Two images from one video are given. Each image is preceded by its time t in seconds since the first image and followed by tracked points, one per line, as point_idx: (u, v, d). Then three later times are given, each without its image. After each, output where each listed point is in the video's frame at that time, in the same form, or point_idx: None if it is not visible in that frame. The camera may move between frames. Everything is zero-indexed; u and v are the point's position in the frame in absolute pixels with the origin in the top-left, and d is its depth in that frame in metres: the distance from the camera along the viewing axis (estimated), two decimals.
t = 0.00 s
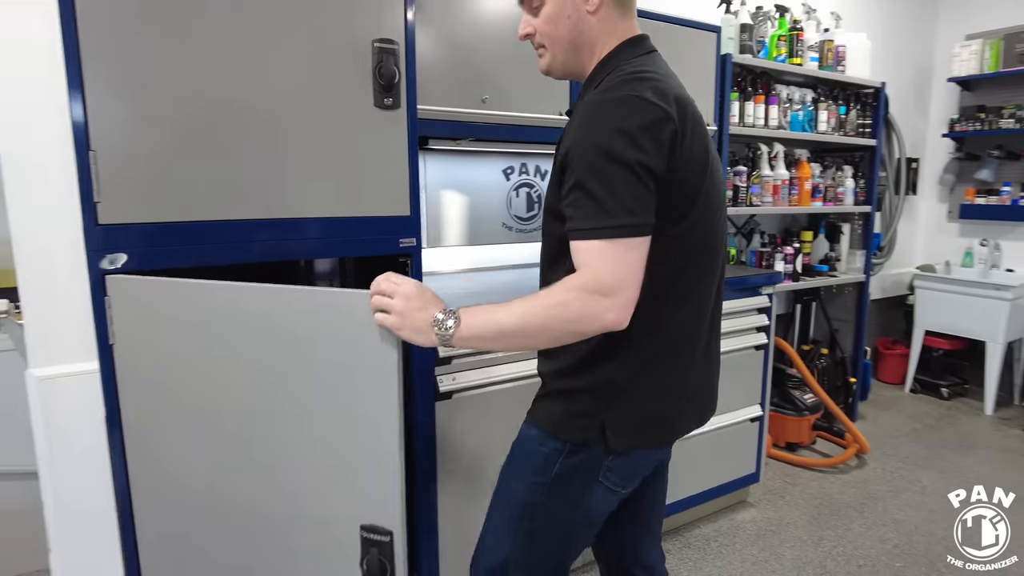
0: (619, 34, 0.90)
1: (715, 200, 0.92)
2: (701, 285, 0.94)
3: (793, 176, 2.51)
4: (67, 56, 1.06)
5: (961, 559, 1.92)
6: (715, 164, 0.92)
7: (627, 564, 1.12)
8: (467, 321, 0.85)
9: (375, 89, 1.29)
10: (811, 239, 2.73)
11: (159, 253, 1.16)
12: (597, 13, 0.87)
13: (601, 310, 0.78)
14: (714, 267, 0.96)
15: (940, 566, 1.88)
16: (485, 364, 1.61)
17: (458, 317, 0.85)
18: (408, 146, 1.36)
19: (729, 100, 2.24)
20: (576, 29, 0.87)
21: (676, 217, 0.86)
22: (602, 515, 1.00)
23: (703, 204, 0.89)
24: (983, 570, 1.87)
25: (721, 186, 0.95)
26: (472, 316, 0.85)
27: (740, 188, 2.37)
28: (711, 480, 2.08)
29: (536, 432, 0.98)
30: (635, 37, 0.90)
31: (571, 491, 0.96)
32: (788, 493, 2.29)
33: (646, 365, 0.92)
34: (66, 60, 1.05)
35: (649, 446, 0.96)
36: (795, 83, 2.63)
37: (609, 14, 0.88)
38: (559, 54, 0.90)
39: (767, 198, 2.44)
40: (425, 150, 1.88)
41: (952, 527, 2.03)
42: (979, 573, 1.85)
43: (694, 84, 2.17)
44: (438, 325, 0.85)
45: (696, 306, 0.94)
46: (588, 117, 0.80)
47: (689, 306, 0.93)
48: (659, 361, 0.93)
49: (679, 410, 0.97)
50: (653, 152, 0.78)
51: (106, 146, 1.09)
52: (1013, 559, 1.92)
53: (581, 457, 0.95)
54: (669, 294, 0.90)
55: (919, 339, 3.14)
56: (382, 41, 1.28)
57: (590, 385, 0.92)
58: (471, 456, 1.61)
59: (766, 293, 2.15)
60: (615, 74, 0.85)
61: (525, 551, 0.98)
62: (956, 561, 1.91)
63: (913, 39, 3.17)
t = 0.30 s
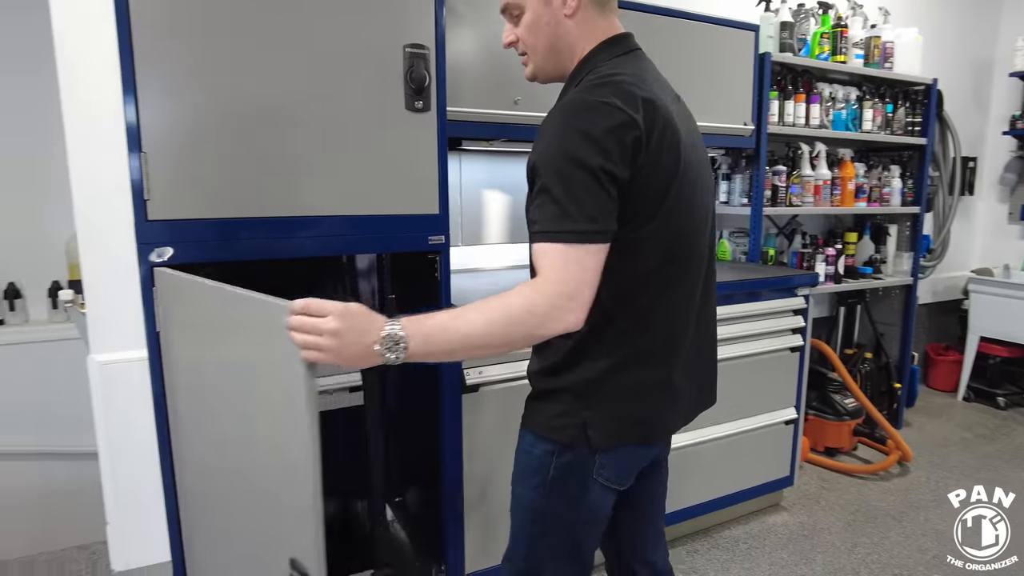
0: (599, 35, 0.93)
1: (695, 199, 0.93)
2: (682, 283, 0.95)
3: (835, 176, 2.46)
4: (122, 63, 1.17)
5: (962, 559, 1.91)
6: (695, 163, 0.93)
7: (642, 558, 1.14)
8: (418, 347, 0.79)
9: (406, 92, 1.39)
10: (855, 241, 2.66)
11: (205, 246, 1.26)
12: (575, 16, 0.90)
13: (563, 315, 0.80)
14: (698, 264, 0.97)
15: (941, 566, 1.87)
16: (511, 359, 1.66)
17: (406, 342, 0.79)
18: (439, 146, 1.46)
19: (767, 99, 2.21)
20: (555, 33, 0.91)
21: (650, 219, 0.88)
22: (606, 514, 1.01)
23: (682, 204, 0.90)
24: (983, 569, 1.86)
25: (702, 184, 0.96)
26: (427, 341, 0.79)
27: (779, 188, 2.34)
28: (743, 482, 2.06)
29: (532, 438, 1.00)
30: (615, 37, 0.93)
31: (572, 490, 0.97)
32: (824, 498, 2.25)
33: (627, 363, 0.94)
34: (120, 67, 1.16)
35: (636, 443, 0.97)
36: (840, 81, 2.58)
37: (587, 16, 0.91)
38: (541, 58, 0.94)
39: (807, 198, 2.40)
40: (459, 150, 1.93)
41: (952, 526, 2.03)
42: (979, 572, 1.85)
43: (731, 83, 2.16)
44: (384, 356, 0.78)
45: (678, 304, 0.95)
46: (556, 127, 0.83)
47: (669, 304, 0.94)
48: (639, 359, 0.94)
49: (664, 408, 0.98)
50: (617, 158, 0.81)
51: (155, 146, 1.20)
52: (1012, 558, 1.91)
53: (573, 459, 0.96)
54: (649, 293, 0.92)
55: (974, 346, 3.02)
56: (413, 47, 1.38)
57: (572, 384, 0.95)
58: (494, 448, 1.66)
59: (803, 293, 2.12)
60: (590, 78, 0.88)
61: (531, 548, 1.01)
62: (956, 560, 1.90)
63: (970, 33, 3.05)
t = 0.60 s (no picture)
0: (572, 35, 0.91)
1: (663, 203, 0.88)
2: (648, 290, 0.91)
3: (879, 176, 2.40)
4: (168, 68, 1.24)
5: (961, 559, 1.91)
6: (668, 163, 0.88)
7: (649, 559, 1.14)
8: (311, 340, 0.79)
9: (438, 94, 1.43)
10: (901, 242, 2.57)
11: (242, 244, 1.33)
12: (545, 17, 0.89)
13: (457, 314, 0.79)
14: (669, 269, 0.92)
15: (929, 565, 1.88)
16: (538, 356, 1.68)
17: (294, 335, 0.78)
18: (469, 147, 1.49)
19: (806, 97, 2.17)
20: (526, 36, 0.91)
21: (603, 224, 0.85)
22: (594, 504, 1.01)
23: (641, 209, 0.86)
24: (982, 569, 1.86)
25: (678, 184, 0.90)
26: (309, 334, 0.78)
27: (818, 188, 2.29)
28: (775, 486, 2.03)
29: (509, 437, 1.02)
30: (582, 39, 0.91)
31: (543, 487, 0.98)
32: (861, 506, 2.20)
33: (584, 365, 0.93)
34: (164, 72, 1.23)
35: (600, 445, 0.95)
36: (887, 78, 2.52)
37: (558, 16, 0.90)
38: (518, 62, 0.94)
39: (849, 198, 2.34)
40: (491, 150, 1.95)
41: (950, 527, 2.03)
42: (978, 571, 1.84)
43: (768, 82, 2.13)
44: (274, 349, 0.78)
45: (641, 311, 0.91)
46: (503, 135, 0.83)
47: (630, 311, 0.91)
48: (597, 363, 0.93)
49: (631, 412, 0.95)
50: (553, 168, 0.79)
51: (198, 147, 1.27)
52: (1012, 558, 1.90)
53: (540, 457, 0.97)
54: (605, 299, 0.89)
55: None
56: (444, 50, 1.42)
57: (533, 383, 0.96)
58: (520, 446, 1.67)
59: (839, 296, 2.05)
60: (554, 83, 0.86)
61: (521, 542, 1.02)
62: (956, 560, 1.90)
63: None
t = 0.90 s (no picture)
0: (531, 33, 0.90)
1: (626, 204, 0.85)
2: (615, 293, 0.89)
3: (924, 174, 2.32)
4: (204, 69, 1.37)
5: (961, 558, 1.89)
6: (629, 159, 0.84)
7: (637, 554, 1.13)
8: (213, 317, 0.77)
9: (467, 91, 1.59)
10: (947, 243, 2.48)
11: (263, 234, 1.45)
12: (501, 19, 0.89)
13: (371, 295, 0.81)
14: (637, 269, 0.89)
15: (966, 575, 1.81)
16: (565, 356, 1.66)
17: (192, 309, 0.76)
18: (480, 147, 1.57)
19: (846, 91, 2.11)
20: (486, 39, 0.91)
21: (556, 224, 0.84)
22: (584, 503, 1.02)
23: (599, 211, 0.84)
24: (983, 569, 1.84)
25: (645, 180, 0.86)
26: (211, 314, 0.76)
27: (858, 186, 2.23)
28: (807, 492, 1.98)
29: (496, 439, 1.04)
30: (541, 36, 0.90)
31: (527, 489, 0.99)
32: (899, 515, 2.13)
33: (551, 364, 0.93)
34: (201, 73, 1.36)
35: (575, 449, 0.95)
36: (934, 72, 2.45)
37: (514, 17, 0.89)
38: (484, 64, 0.95)
39: (891, 197, 2.26)
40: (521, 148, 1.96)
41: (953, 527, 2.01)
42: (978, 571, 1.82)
43: (807, 77, 2.08)
44: (175, 329, 0.75)
45: (609, 314, 0.90)
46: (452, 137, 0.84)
47: (597, 314, 0.89)
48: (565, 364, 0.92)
49: (602, 413, 0.93)
50: (490, 170, 0.79)
51: (229, 143, 1.40)
52: (1011, 558, 1.88)
53: (520, 460, 0.98)
54: (562, 299, 0.89)
55: None
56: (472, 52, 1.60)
57: (509, 385, 0.98)
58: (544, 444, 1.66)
59: (877, 297, 1.98)
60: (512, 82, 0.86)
61: (513, 542, 1.04)
62: (956, 560, 1.88)
63: None
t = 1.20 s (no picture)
0: (507, 33, 0.91)
1: (617, 202, 0.85)
2: (613, 290, 0.89)
3: (971, 169, 2.24)
4: (239, 66, 1.40)
5: (961, 558, 1.88)
6: (613, 155, 0.84)
7: (642, 539, 1.15)
8: (172, 308, 0.88)
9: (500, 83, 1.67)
10: (995, 241, 2.38)
11: (302, 230, 1.49)
12: (476, 20, 0.91)
13: (325, 282, 0.86)
14: (629, 264, 0.88)
15: None
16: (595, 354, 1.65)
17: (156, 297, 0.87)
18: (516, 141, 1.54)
19: (888, 85, 2.05)
20: (465, 40, 0.93)
21: (539, 223, 0.86)
22: (596, 494, 1.02)
23: (588, 211, 0.84)
24: (984, 569, 1.82)
25: (633, 173, 0.86)
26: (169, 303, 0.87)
27: (900, 182, 2.17)
28: (841, 495, 1.93)
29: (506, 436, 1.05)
30: (520, 36, 0.90)
31: (537, 482, 0.99)
32: (939, 521, 2.06)
33: (548, 360, 0.94)
34: (235, 70, 1.40)
35: (582, 444, 0.95)
36: (986, 63, 2.37)
37: (490, 17, 0.90)
38: (467, 64, 0.98)
39: (935, 193, 2.21)
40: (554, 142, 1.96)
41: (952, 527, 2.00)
42: (979, 571, 1.81)
43: (848, 69, 2.02)
44: (135, 319, 0.87)
45: (608, 312, 0.90)
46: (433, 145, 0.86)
47: (595, 312, 0.89)
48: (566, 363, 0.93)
49: (603, 407, 0.94)
50: (465, 174, 0.81)
51: (264, 139, 1.43)
52: (1012, 558, 1.87)
53: (529, 455, 0.99)
54: (550, 296, 0.90)
55: None
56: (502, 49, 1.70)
57: (513, 385, 1.00)
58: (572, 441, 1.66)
59: (919, 297, 1.91)
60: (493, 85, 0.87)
61: (527, 537, 1.04)
62: (956, 560, 1.86)
63: None
